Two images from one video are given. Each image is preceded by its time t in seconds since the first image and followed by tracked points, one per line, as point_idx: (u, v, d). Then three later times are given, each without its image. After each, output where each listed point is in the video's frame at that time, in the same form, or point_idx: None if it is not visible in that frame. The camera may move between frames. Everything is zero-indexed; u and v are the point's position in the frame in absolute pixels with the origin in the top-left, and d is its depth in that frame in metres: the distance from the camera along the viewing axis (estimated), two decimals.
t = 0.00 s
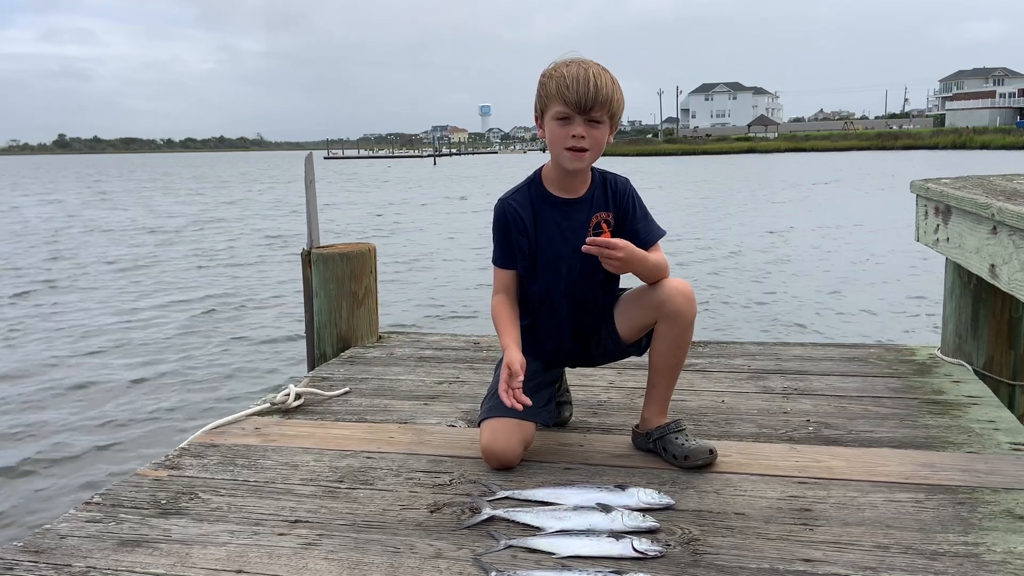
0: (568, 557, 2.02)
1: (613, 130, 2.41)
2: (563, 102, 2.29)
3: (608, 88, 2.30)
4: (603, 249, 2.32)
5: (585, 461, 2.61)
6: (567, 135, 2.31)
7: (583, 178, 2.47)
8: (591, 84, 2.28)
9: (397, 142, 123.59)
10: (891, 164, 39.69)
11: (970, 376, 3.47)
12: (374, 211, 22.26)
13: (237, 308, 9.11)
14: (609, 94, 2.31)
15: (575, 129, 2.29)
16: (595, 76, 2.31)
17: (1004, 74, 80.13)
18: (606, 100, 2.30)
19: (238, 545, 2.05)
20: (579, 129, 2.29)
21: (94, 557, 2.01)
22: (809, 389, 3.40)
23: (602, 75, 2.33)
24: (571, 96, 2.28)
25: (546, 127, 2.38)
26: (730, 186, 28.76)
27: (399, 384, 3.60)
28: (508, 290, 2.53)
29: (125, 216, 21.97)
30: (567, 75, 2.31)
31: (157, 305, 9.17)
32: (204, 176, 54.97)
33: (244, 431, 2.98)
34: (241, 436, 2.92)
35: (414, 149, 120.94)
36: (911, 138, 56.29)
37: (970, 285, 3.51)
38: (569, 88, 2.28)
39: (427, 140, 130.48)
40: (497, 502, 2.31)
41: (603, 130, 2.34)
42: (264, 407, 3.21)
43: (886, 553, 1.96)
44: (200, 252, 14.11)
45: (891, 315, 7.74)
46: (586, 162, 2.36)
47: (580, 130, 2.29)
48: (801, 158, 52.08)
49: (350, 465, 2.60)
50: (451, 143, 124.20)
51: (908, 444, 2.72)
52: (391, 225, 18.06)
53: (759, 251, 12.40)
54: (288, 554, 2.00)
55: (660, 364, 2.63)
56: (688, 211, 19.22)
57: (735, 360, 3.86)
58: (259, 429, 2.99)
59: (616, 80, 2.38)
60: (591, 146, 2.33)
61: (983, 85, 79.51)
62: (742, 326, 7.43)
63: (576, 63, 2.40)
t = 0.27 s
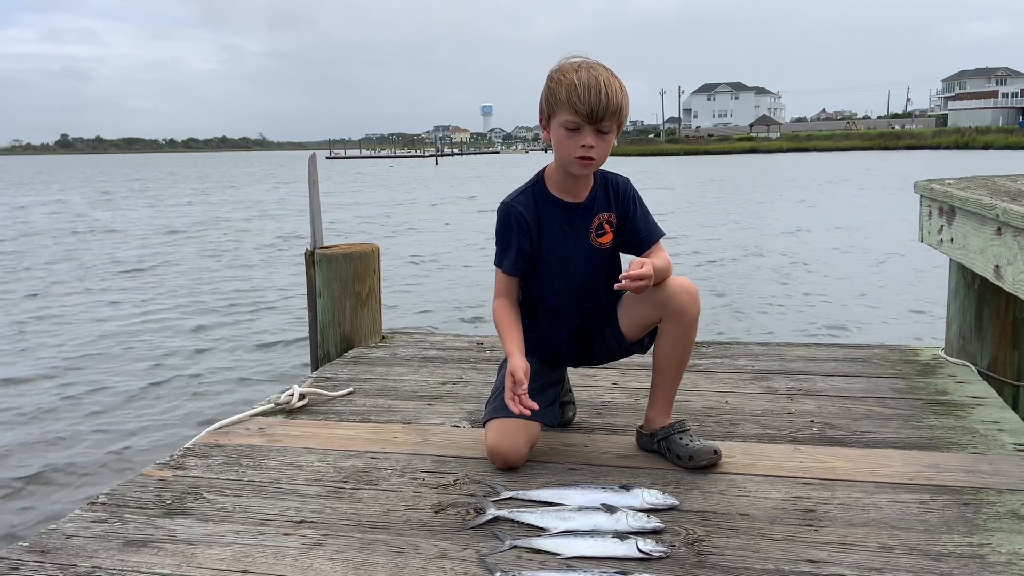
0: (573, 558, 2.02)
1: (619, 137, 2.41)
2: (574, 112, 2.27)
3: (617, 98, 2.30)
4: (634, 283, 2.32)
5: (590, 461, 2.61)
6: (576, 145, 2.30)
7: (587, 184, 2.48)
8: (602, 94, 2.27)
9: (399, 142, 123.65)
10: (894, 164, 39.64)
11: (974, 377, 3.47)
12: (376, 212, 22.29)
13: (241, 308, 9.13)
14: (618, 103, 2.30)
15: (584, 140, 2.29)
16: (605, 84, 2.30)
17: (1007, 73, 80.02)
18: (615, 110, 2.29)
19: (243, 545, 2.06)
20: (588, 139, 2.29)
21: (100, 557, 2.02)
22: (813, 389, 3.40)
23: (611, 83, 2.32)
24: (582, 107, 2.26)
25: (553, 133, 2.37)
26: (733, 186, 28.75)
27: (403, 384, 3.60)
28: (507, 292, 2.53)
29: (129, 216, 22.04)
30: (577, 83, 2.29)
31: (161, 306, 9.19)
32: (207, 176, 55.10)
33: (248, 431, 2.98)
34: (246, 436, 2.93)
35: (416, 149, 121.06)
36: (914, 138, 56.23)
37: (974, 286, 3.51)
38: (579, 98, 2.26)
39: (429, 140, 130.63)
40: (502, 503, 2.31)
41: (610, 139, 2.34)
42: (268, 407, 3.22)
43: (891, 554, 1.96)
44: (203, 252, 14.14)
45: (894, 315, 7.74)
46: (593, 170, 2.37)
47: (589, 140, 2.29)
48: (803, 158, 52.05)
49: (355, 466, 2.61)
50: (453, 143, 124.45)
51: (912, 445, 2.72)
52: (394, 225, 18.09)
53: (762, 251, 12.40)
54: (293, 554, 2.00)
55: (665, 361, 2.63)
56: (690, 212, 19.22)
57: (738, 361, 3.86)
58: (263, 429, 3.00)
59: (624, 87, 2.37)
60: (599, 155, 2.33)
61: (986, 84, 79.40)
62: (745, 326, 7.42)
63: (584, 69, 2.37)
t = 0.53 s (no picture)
0: (579, 558, 2.02)
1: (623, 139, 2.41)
2: (577, 118, 2.27)
3: (621, 102, 2.28)
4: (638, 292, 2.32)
5: (594, 462, 2.61)
6: (581, 151, 2.30)
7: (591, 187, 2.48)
8: (605, 100, 2.26)
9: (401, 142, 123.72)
10: (897, 164, 39.58)
11: (978, 378, 3.46)
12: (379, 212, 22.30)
13: (244, 308, 9.14)
14: (621, 107, 2.29)
15: (588, 146, 2.29)
16: (608, 89, 2.28)
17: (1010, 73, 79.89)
18: (618, 114, 2.29)
19: (249, 545, 2.06)
20: (592, 146, 2.29)
21: (106, 557, 2.02)
22: (817, 390, 3.40)
23: (614, 87, 2.30)
24: (585, 113, 2.25)
25: (558, 138, 2.36)
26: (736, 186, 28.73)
27: (407, 384, 3.61)
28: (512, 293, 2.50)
29: (132, 216, 22.09)
30: (580, 89, 2.28)
31: (165, 306, 9.21)
32: (210, 176, 55.22)
33: (253, 431, 2.99)
34: (251, 436, 2.93)
35: (418, 150, 121.14)
36: (917, 138, 56.15)
37: (980, 286, 3.50)
38: (582, 104, 2.25)
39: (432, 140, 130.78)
40: (507, 503, 2.32)
41: (614, 143, 2.34)
42: (273, 408, 3.22)
43: (896, 555, 1.96)
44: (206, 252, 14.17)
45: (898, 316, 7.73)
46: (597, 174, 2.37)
47: (593, 146, 2.29)
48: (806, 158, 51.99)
49: (360, 466, 2.61)
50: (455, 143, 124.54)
51: (917, 446, 2.72)
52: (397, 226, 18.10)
53: (765, 252, 12.40)
54: (299, 554, 2.01)
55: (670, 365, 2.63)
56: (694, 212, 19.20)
57: (743, 362, 3.86)
58: (268, 430, 3.00)
59: (627, 90, 2.35)
60: (603, 160, 2.33)
61: (989, 84, 79.27)
62: (749, 327, 7.42)
63: (587, 72, 2.36)
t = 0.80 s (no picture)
0: (583, 556, 2.02)
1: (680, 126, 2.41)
2: (640, 98, 2.26)
3: (685, 87, 2.28)
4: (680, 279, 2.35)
5: (598, 460, 2.61)
6: (639, 132, 2.29)
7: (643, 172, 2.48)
8: (670, 82, 2.25)
9: (403, 142, 123.82)
10: (900, 163, 39.51)
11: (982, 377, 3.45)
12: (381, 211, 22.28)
13: (247, 308, 9.16)
14: (685, 91, 2.28)
15: (648, 127, 2.28)
16: (674, 73, 2.28)
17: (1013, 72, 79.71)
18: (683, 99, 2.28)
19: (254, 543, 2.07)
20: (651, 128, 2.28)
21: (112, 554, 2.03)
22: (821, 389, 3.40)
23: (680, 71, 2.30)
24: (649, 93, 2.25)
25: (615, 118, 2.35)
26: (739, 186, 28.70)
27: (411, 383, 3.61)
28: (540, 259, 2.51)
29: (134, 216, 22.13)
30: (645, 70, 2.27)
31: (168, 305, 9.23)
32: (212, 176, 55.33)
33: (258, 430, 3.00)
34: (255, 435, 2.94)
35: (420, 150, 121.05)
36: (919, 138, 56.07)
37: (983, 285, 3.50)
38: (648, 84, 2.25)
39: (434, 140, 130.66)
40: (511, 502, 2.32)
41: (673, 129, 2.33)
42: (277, 406, 3.23)
43: (901, 553, 1.96)
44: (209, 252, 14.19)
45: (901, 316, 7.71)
46: (652, 158, 2.36)
47: (652, 128, 2.28)
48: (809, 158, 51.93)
49: (364, 464, 2.61)
50: (458, 143, 124.38)
51: (922, 445, 2.72)
52: (398, 225, 18.12)
53: (768, 251, 12.38)
54: (304, 552, 2.01)
55: (683, 377, 2.63)
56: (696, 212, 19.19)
57: (746, 361, 3.86)
58: (272, 428, 3.00)
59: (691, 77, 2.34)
60: (661, 144, 2.32)
61: (992, 83, 79.12)
62: (752, 326, 7.42)
63: (652, 54, 2.35)
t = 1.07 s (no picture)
0: (584, 558, 2.02)
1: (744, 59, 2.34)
2: (694, 30, 2.22)
3: (744, 20, 2.20)
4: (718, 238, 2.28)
5: (600, 461, 2.61)
6: (692, 67, 2.27)
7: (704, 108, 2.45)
8: (726, 14, 2.18)
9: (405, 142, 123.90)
10: (902, 164, 39.44)
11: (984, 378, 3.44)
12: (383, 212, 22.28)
13: (248, 308, 9.17)
14: (744, 24, 2.21)
15: (702, 63, 2.25)
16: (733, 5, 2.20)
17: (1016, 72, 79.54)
18: (741, 32, 2.21)
19: (255, 544, 2.07)
20: (704, 63, 2.25)
21: (114, 555, 2.03)
22: (823, 390, 3.39)
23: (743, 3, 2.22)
24: (704, 27, 2.20)
25: (673, 51, 2.34)
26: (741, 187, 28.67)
27: (412, 384, 3.61)
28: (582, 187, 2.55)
29: (136, 216, 22.18)
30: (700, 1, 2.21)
31: (170, 306, 9.24)
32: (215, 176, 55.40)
33: (259, 431, 3.00)
34: (256, 435, 2.94)
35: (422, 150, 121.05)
36: (922, 138, 55.97)
37: (985, 287, 3.49)
38: (702, 17, 2.19)
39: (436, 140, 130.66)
40: (512, 503, 2.32)
41: (732, 63, 2.28)
42: (279, 407, 3.23)
43: (902, 555, 1.96)
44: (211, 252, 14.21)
45: (903, 316, 7.70)
46: (710, 93, 2.33)
47: (705, 63, 2.25)
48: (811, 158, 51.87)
49: (365, 465, 2.61)
50: (459, 143, 124.40)
51: (924, 446, 2.71)
52: (400, 226, 18.13)
53: (770, 252, 12.37)
54: (305, 553, 2.01)
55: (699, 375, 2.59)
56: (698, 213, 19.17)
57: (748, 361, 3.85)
58: (274, 429, 3.01)
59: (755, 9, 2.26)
60: (717, 80, 2.29)
61: (995, 83, 78.95)
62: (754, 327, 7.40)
63: None
